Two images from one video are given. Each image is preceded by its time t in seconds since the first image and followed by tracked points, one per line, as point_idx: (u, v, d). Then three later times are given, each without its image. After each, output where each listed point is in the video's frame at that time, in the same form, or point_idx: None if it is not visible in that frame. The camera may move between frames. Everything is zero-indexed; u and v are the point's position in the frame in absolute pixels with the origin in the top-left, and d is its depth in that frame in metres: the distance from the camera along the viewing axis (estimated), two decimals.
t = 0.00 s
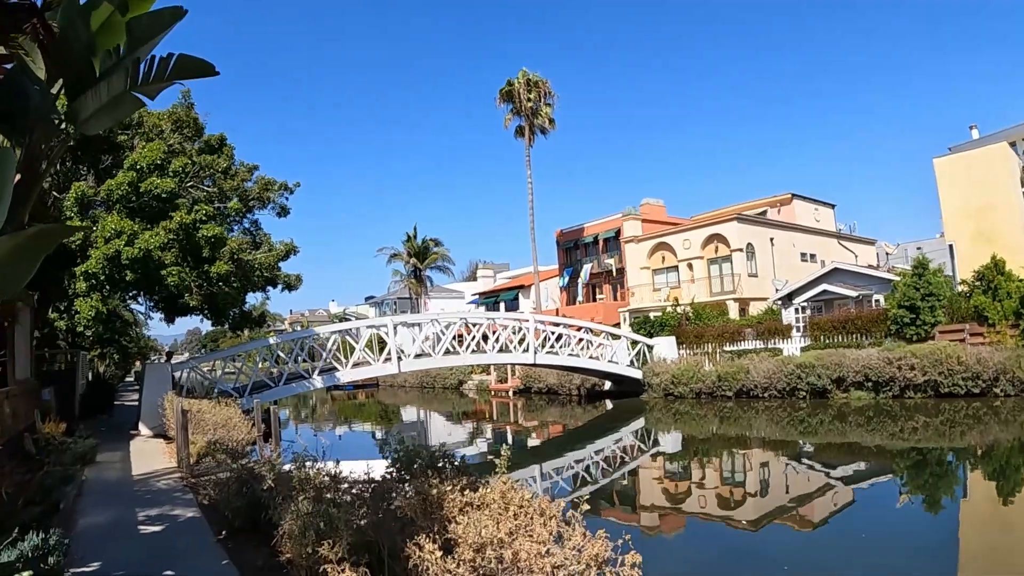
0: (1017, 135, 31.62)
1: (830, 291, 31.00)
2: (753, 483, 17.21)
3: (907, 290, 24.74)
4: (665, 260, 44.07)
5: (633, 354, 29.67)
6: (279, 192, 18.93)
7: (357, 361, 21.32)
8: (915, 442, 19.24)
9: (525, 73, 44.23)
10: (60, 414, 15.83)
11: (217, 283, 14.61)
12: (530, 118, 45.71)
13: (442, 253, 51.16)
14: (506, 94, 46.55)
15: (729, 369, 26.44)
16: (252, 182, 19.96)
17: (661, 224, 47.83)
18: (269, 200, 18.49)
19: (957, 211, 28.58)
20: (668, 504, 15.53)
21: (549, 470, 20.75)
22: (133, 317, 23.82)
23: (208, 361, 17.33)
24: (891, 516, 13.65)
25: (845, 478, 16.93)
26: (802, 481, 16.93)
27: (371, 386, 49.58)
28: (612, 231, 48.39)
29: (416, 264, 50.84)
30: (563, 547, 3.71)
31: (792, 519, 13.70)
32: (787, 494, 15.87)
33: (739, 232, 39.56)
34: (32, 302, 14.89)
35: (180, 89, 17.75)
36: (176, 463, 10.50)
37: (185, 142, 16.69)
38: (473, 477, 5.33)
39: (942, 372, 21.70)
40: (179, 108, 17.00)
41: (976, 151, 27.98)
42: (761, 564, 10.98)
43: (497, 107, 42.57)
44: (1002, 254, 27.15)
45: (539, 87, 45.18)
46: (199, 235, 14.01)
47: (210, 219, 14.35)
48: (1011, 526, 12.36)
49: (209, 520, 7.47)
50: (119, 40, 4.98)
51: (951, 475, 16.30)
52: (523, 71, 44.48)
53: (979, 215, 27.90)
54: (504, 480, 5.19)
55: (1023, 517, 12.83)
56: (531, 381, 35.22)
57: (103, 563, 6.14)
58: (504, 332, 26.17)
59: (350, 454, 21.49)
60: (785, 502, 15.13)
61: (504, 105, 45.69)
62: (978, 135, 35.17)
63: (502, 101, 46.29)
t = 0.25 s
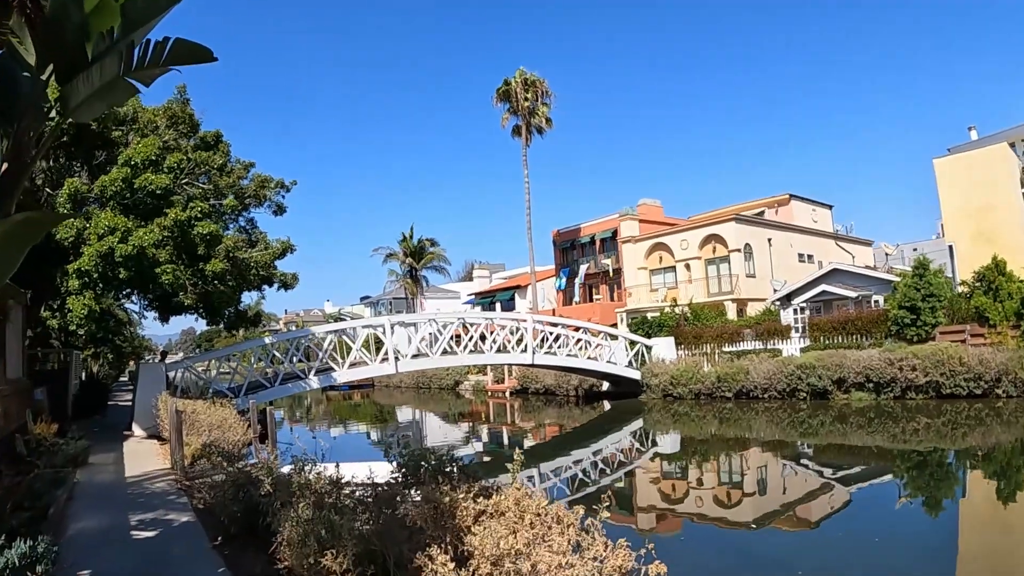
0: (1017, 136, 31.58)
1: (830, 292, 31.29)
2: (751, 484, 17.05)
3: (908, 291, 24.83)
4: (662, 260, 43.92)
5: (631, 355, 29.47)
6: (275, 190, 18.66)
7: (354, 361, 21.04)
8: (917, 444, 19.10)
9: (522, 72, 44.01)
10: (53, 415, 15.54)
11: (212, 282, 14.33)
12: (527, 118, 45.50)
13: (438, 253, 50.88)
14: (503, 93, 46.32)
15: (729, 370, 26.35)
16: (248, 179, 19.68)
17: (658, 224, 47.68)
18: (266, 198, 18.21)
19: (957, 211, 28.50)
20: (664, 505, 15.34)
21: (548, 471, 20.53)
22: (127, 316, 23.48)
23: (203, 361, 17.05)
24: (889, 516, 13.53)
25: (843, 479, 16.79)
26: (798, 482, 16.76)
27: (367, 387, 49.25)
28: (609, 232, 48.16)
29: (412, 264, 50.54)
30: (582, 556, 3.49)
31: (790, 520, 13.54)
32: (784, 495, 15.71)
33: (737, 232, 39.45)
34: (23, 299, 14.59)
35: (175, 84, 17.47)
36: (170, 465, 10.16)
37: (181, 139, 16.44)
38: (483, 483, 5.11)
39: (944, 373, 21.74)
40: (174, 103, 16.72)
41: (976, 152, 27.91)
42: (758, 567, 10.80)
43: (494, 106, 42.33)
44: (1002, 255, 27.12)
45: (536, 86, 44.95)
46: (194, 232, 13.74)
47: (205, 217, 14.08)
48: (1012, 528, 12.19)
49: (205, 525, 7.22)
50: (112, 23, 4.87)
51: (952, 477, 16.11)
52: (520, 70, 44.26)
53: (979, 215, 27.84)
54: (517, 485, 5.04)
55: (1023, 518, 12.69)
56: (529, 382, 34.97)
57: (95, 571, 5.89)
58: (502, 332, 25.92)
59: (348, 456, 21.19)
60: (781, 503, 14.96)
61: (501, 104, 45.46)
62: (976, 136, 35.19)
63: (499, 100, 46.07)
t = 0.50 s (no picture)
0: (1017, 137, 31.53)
1: (830, 292, 31.45)
2: (749, 484, 16.92)
3: (910, 291, 24.88)
4: (661, 261, 43.76)
5: (630, 356, 29.27)
6: (273, 188, 18.42)
7: (352, 361, 20.80)
8: (919, 445, 18.95)
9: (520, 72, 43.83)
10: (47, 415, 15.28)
11: (209, 281, 14.08)
12: (525, 117, 45.30)
13: (435, 253, 50.64)
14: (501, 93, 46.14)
15: (730, 370, 26.31)
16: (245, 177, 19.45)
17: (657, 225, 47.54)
18: (264, 196, 17.98)
19: (958, 211, 28.40)
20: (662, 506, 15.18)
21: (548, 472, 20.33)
22: (123, 316, 23.21)
23: (200, 361, 16.83)
24: (889, 517, 13.40)
25: (841, 480, 16.67)
26: (797, 483, 16.62)
27: (364, 388, 48.95)
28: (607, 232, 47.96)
29: (409, 264, 50.29)
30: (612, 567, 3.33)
31: (790, 520, 13.43)
32: (781, 495, 15.57)
33: (736, 233, 39.34)
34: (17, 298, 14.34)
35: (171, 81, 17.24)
36: (165, 466, 9.84)
37: (178, 136, 16.21)
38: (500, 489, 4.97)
39: (948, 373, 21.70)
40: (170, 100, 16.50)
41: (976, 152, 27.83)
42: (763, 568, 10.65)
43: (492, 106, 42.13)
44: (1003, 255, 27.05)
45: (535, 86, 44.76)
46: (191, 229, 13.50)
47: (203, 215, 13.83)
48: (1011, 529, 12.05)
49: (203, 531, 7.00)
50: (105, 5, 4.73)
51: (954, 477, 15.95)
52: (518, 70, 44.07)
53: (980, 215, 27.75)
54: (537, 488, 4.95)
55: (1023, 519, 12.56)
56: (527, 383, 34.77)
57: None
58: (502, 333, 25.70)
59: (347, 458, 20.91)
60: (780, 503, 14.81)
61: (499, 104, 45.25)
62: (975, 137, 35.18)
63: (497, 99, 45.86)
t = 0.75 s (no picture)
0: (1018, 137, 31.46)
1: (831, 292, 31.40)
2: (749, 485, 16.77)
3: (913, 291, 24.81)
4: (660, 261, 43.57)
5: (631, 356, 29.05)
6: (272, 185, 18.17)
7: (351, 361, 20.52)
8: (923, 446, 18.80)
9: (519, 71, 43.60)
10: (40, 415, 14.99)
11: (206, 279, 13.81)
12: (524, 117, 45.08)
13: (432, 253, 50.39)
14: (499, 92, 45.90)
15: (731, 371, 26.24)
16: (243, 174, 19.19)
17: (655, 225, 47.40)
18: (262, 193, 17.72)
19: (959, 211, 28.32)
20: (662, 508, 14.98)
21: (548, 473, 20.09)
22: (118, 315, 22.89)
23: (196, 361, 16.52)
24: (888, 518, 13.22)
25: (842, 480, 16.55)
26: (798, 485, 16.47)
27: (361, 388, 48.62)
28: (606, 232, 47.74)
29: (406, 264, 50.01)
30: None
31: (790, 522, 13.28)
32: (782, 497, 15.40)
33: (736, 233, 39.19)
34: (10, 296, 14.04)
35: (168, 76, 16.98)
36: (161, 467, 9.50)
37: (175, 131, 15.96)
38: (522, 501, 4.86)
39: (952, 374, 21.62)
40: (167, 95, 16.26)
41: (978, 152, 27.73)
42: (766, 569, 10.50)
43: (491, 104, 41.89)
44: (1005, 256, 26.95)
45: (533, 85, 44.54)
46: (188, 226, 13.21)
47: (200, 211, 13.56)
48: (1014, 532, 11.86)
49: (200, 537, 6.74)
50: None
51: (956, 479, 15.79)
52: (517, 69, 43.81)
53: (982, 216, 27.66)
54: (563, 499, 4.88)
55: None
56: (526, 383, 34.53)
57: None
58: (502, 332, 25.43)
59: (346, 460, 20.59)
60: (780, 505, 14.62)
61: (498, 103, 45.01)
62: (976, 137, 35.14)
63: (495, 98, 45.62)
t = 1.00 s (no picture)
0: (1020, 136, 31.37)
1: (833, 291, 31.31)
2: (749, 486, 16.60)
3: (915, 291, 24.67)
4: (659, 261, 43.40)
5: (631, 356, 28.86)
6: (269, 182, 17.95)
7: (349, 360, 20.27)
8: (926, 446, 18.64)
9: (518, 69, 43.38)
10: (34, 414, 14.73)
11: (203, 276, 13.57)
12: (523, 115, 44.86)
13: (431, 252, 50.12)
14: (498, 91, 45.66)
15: (733, 371, 26.10)
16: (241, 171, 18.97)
17: (655, 225, 47.24)
18: (260, 190, 17.52)
19: (961, 211, 28.21)
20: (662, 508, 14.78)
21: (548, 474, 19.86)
22: (114, 313, 22.61)
23: (193, 360, 16.27)
24: (889, 519, 13.04)
25: (844, 480, 16.39)
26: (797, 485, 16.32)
27: (359, 388, 48.31)
28: (605, 231, 47.52)
29: (404, 264, 49.72)
30: None
31: (790, 522, 13.13)
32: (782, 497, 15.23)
33: (736, 232, 39.06)
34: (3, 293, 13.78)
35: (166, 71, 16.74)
36: (156, 468, 9.22)
37: (171, 127, 15.73)
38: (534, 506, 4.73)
39: (956, 373, 21.52)
40: (164, 90, 16.03)
41: (980, 152, 27.59)
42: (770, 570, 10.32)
43: (490, 103, 41.66)
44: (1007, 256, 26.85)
45: (533, 83, 44.33)
46: (184, 223, 13.00)
47: (197, 208, 13.35)
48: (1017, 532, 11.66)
49: (196, 540, 6.55)
50: None
51: (960, 479, 15.63)
52: (516, 67, 43.58)
53: (984, 215, 27.54)
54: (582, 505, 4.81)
55: None
56: (525, 383, 34.33)
57: None
58: (502, 332, 25.22)
59: (345, 461, 20.31)
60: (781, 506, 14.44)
61: (497, 102, 44.78)
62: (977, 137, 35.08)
63: (495, 97, 45.41)
